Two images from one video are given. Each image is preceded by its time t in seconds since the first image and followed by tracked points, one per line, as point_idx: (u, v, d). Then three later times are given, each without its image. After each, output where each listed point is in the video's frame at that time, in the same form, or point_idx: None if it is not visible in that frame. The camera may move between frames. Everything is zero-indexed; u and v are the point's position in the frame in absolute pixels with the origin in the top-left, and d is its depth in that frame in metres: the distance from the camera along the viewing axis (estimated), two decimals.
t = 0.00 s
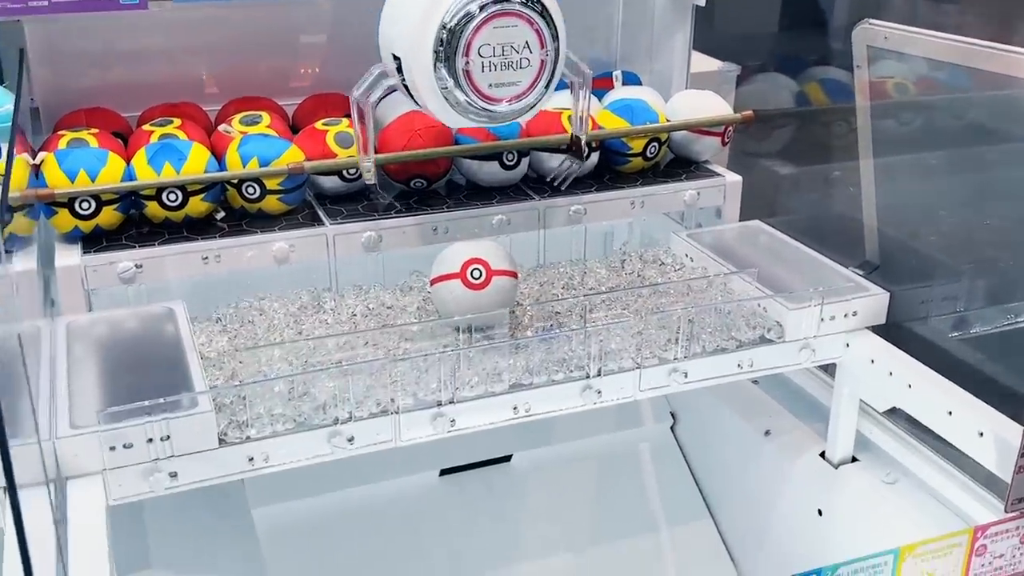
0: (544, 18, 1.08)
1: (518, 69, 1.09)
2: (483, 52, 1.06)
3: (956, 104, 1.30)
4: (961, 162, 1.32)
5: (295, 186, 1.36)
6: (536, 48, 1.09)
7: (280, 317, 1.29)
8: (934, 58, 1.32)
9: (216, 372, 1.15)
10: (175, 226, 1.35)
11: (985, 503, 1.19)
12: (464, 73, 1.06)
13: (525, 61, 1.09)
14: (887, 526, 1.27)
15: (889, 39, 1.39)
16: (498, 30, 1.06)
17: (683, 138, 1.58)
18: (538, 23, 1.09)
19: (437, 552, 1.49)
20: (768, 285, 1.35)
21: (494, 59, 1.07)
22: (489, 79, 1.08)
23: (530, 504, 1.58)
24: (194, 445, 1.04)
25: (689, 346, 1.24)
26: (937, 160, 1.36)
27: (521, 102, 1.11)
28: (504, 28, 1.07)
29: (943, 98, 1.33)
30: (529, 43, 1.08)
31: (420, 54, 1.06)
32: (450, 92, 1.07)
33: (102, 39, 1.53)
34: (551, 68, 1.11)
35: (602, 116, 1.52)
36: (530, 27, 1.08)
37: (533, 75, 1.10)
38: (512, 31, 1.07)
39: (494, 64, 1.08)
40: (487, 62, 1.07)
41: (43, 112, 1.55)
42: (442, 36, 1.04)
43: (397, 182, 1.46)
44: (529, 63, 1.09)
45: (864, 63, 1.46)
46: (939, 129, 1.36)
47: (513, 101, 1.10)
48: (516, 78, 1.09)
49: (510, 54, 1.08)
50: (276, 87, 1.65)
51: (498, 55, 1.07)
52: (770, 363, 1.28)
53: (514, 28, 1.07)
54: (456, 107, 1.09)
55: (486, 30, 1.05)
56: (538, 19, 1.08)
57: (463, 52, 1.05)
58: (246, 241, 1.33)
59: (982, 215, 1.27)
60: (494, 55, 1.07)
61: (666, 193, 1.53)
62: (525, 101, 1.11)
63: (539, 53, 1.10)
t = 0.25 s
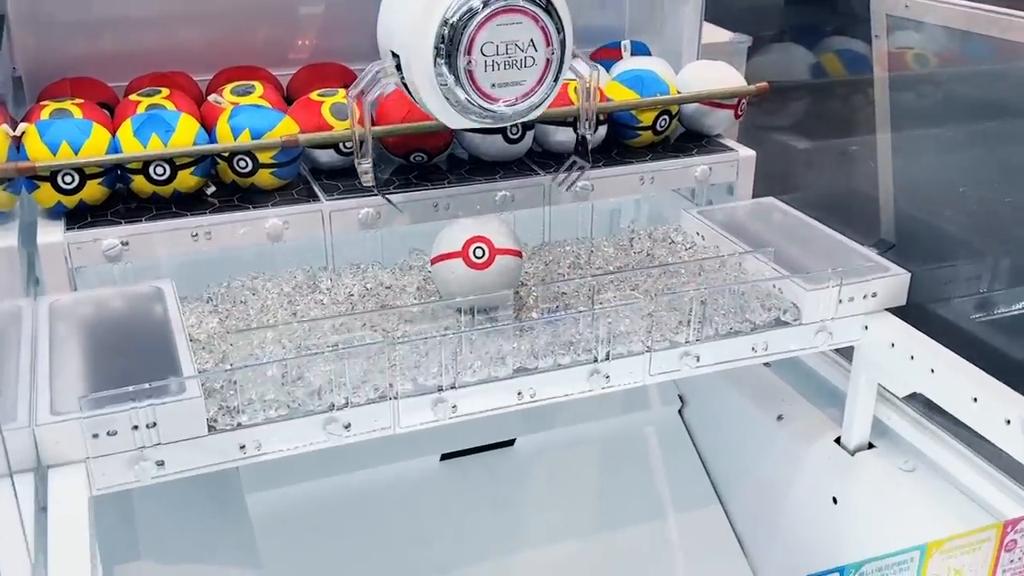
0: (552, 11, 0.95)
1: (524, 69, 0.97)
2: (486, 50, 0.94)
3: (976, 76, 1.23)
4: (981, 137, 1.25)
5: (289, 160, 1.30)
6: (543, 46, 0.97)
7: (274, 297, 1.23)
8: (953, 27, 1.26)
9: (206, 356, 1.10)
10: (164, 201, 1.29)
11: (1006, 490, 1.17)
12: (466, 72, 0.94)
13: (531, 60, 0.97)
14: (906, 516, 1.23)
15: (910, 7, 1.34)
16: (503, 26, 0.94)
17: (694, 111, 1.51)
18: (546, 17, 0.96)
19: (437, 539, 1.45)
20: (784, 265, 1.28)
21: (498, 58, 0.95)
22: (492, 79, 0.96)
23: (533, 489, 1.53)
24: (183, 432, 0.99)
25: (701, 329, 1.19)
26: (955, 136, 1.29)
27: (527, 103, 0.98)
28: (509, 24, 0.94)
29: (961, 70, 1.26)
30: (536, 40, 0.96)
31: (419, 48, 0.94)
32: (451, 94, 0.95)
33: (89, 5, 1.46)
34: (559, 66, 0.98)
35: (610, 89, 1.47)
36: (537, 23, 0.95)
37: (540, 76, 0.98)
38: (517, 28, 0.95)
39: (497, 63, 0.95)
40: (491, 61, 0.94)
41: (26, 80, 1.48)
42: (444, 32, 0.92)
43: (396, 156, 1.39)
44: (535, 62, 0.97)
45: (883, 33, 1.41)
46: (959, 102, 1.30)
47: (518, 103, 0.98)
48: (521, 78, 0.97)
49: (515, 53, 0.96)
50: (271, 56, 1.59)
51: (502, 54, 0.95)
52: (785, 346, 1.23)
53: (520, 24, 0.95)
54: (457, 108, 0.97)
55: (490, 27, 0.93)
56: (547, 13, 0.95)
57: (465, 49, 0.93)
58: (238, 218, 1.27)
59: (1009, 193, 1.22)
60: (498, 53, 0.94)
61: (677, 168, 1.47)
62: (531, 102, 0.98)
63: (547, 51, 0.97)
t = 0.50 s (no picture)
0: (580, 9, 0.92)
1: (550, 71, 0.93)
2: (511, 50, 0.91)
3: None
4: None
5: (297, 134, 1.21)
6: (571, 46, 0.94)
7: (281, 282, 1.15)
8: None
9: (209, 346, 1.02)
10: (163, 178, 1.21)
11: None
12: (489, 73, 0.91)
13: (558, 61, 0.93)
14: (954, 515, 1.16)
15: None
16: (528, 25, 0.91)
17: (725, 83, 1.43)
18: (573, 17, 0.93)
19: (453, 535, 1.38)
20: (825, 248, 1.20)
21: (523, 58, 0.92)
22: (517, 81, 0.92)
23: (553, 482, 1.46)
24: (185, 430, 0.91)
25: (740, 316, 1.11)
26: (1002, 110, 1.21)
27: (553, 107, 0.95)
28: (534, 23, 0.91)
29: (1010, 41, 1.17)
30: (564, 40, 0.93)
31: (439, 47, 0.90)
32: (474, 97, 0.92)
33: None
34: (588, 67, 0.95)
35: (635, 59, 1.38)
36: (565, 22, 0.92)
37: (567, 77, 0.95)
38: (544, 27, 0.92)
39: (523, 64, 0.92)
40: (516, 61, 0.91)
41: (16, 50, 1.40)
42: (467, 30, 0.89)
43: (409, 130, 1.31)
44: (563, 63, 0.94)
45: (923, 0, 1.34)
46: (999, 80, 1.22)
47: (544, 106, 0.94)
48: (547, 80, 0.94)
49: (541, 53, 0.92)
50: (277, 25, 1.50)
51: (528, 54, 0.92)
52: (826, 335, 1.15)
53: (547, 23, 0.92)
54: (479, 111, 0.93)
55: (516, 26, 0.90)
56: (574, 12, 0.92)
57: (490, 50, 0.90)
58: (243, 196, 1.19)
59: None
60: (523, 54, 0.91)
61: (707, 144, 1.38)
62: (559, 104, 0.95)
63: (574, 51, 0.94)
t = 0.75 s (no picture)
0: (625, 49, 0.84)
1: (586, 114, 0.86)
2: (544, 93, 0.84)
3: None
4: None
5: (305, 107, 1.08)
6: (611, 88, 0.86)
7: (290, 276, 1.03)
8: None
9: (210, 351, 0.90)
10: (155, 156, 1.09)
11: None
12: (520, 116, 0.84)
13: (596, 103, 0.86)
14: None
15: None
16: (565, 66, 0.84)
17: (778, 48, 1.29)
18: (615, 56, 0.85)
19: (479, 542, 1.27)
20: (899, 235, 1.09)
21: (557, 101, 0.85)
22: (548, 124, 0.86)
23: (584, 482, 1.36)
24: (186, 453, 0.80)
25: (806, 313, 0.99)
26: None
27: (586, 152, 0.88)
28: (573, 64, 0.84)
29: None
30: (604, 82, 0.85)
31: (467, 77, 0.83)
32: (500, 136, 0.85)
33: None
34: (628, 109, 0.88)
35: (680, 18, 1.23)
36: (606, 62, 0.85)
37: (604, 120, 0.88)
38: (583, 67, 0.84)
39: (556, 107, 0.85)
40: (548, 105, 0.85)
41: None
42: (499, 64, 0.81)
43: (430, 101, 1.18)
44: (600, 105, 0.87)
45: None
46: None
47: (577, 151, 0.88)
48: (582, 124, 0.87)
49: (577, 96, 0.85)
50: None
51: (562, 96, 0.85)
52: (899, 333, 1.03)
53: (587, 64, 0.84)
54: (506, 152, 0.86)
55: (551, 66, 0.83)
56: (617, 52, 0.84)
57: (522, 88, 0.83)
58: (245, 176, 1.06)
59: None
60: (557, 97, 0.84)
61: (758, 116, 1.26)
62: (593, 149, 0.88)
63: (614, 93, 0.87)
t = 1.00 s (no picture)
0: (635, 40, 0.82)
1: (595, 106, 0.84)
2: (552, 84, 0.82)
3: None
4: None
5: (309, 96, 1.06)
6: (621, 80, 0.84)
7: (294, 270, 1.01)
8: None
9: (216, 347, 0.89)
10: (157, 147, 1.06)
11: None
12: (527, 107, 0.82)
13: (605, 95, 0.84)
14: None
15: None
16: (574, 56, 0.81)
17: (790, 33, 1.27)
18: (626, 48, 0.83)
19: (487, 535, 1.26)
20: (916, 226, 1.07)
21: (565, 93, 0.83)
22: (556, 116, 0.84)
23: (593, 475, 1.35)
24: (193, 452, 0.79)
25: (822, 306, 0.98)
26: None
27: (594, 146, 0.86)
28: (582, 56, 0.82)
29: None
30: (613, 74, 0.83)
31: (475, 66, 0.81)
32: (507, 128, 0.83)
33: None
34: (639, 103, 0.86)
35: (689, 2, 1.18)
36: (616, 53, 0.82)
37: (613, 114, 0.85)
38: (592, 59, 0.82)
39: (564, 99, 0.83)
40: (556, 96, 0.82)
41: None
42: (507, 53, 0.79)
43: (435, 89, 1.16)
44: (610, 97, 0.84)
45: None
46: None
47: (585, 145, 0.86)
48: (590, 117, 0.85)
49: (586, 88, 0.83)
50: None
51: (571, 88, 0.83)
52: (915, 326, 1.02)
53: (596, 55, 0.82)
54: (512, 144, 0.84)
55: (560, 56, 0.81)
56: (627, 43, 0.82)
57: (530, 79, 0.81)
58: (249, 166, 1.04)
59: None
60: (566, 89, 0.82)
61: (770, 104, 1.23)
62: (602, 144, 0.86)
63: (624, 86, 0.84)
